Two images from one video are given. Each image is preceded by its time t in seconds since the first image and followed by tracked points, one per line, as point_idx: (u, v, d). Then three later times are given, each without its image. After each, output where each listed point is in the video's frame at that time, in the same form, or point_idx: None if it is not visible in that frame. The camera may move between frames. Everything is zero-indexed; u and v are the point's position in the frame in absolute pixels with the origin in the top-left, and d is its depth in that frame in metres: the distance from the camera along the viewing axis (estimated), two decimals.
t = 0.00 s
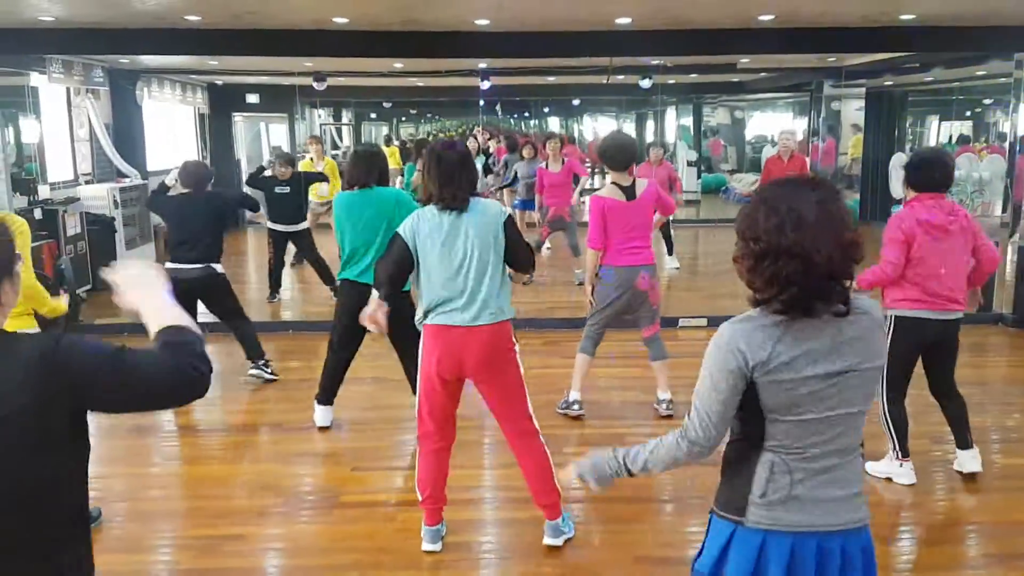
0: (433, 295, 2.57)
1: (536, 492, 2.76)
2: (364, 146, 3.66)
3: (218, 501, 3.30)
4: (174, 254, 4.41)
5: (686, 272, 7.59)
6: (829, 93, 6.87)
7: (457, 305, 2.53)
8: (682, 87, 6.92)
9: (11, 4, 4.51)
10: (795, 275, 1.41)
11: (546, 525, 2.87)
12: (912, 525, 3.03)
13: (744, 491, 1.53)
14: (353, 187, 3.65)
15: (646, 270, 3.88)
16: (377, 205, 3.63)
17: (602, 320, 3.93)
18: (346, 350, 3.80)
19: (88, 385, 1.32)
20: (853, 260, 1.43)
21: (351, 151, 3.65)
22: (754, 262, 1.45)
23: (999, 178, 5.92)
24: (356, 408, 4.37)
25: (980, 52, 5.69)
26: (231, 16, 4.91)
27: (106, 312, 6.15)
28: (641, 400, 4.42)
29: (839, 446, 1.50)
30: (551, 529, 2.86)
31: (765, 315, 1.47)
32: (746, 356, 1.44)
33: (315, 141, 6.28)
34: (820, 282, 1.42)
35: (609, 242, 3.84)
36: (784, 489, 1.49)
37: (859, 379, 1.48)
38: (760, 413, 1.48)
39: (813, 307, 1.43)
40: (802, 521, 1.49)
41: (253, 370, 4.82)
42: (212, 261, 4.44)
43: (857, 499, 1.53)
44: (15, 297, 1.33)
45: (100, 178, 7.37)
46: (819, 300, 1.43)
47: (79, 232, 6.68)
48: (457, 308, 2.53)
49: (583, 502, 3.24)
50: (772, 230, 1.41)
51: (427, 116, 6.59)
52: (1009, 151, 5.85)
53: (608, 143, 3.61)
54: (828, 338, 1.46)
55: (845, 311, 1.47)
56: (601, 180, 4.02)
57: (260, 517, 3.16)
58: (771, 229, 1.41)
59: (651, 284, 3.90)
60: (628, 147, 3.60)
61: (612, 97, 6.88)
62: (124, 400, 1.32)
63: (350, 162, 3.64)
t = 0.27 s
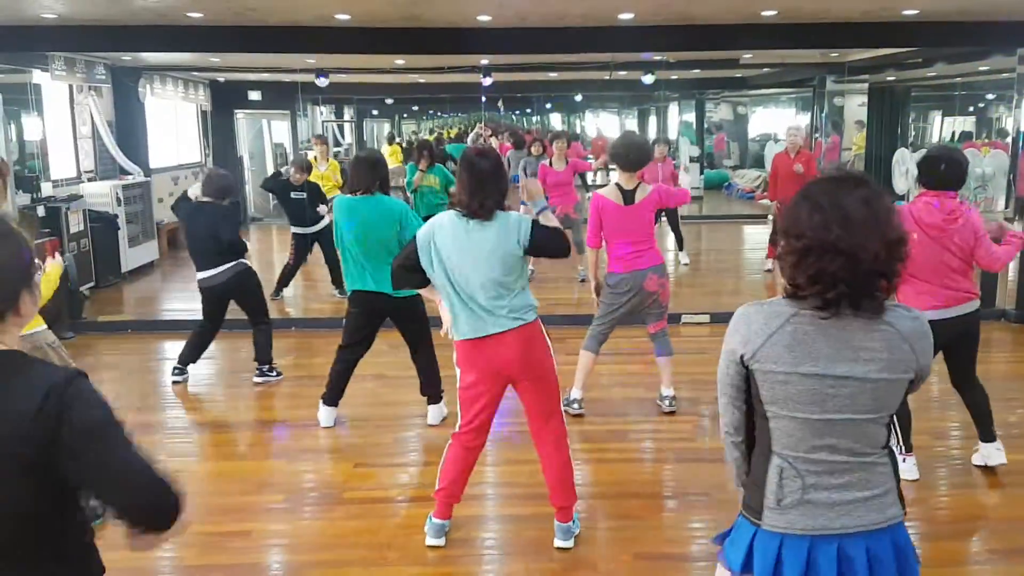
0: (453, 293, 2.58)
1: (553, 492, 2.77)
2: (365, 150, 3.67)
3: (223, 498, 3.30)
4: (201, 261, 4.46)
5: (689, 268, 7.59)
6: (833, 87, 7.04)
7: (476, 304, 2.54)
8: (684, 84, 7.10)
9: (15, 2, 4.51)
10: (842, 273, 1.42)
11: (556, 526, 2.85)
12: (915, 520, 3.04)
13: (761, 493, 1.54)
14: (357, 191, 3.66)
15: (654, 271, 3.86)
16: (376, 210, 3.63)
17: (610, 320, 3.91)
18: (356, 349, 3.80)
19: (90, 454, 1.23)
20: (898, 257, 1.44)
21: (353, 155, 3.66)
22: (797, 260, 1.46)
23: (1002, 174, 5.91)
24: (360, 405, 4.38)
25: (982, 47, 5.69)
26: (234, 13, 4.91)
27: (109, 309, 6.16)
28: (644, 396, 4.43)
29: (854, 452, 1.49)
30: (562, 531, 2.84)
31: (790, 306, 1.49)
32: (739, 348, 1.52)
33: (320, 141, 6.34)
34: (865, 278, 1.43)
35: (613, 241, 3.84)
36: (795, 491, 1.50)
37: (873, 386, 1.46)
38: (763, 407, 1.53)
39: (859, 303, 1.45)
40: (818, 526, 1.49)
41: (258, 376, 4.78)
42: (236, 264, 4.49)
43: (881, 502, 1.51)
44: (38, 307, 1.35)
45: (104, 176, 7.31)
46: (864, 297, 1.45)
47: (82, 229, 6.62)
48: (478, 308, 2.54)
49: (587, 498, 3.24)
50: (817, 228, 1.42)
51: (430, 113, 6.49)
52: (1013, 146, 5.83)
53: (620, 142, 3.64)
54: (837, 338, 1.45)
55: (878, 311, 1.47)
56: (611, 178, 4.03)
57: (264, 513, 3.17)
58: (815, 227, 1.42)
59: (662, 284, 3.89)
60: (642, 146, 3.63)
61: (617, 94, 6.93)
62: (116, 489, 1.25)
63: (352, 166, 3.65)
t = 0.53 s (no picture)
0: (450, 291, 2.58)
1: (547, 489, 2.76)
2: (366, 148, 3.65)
3: (224, 496, 3.31)
4: (194, 256, 4.45)
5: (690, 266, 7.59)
6: (834, 84, 6.91)
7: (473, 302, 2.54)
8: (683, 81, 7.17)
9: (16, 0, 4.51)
10: (831, 278, 1.41)
11: (557, 524, 2.85)
12: (916, 518, 3.04)
13: (744, 489, 1.55)
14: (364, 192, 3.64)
15: (636, 268, 3.87)
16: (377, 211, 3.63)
17: (597, 316, 3.92)
18: (342, 346, 3.83)
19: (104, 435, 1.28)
20: (886, 257, 1.44)
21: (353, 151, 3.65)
22: (784, 266, 1.45)
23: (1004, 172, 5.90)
24: (360, 403, 4.38)
25: (985, 43, 5.67)
26: (235, 11, 4.91)
27: (110, 308, 6.17)
28: (645, 394, 4.43)
29: (837, 447, 1.49)
30: (562, 527, 2.85)
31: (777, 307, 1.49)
32: (721, 347, 1.52)
33: (318, 138, 6.33)
34: (855, 282, 1.43)
35: (602, 236, 3.84)
36: (777, 487, 1.50)
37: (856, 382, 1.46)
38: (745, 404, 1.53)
39: (847, 307, 1.44)
40: (800, 519, 1.49)
41: (259, 374, 4.78)
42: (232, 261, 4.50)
43: (863, 498, 1.51)
44: (44, 293, 1.32)
45: (105, 173, 7.31)
46: (852, 300, 1.44)
47: (84, 227, 6.64)
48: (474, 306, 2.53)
49: (587, 496, 3.24)
50: (805, 232, 1.42)
51: (429, 110, 6.69)
52: (1016, 143, 5.80)
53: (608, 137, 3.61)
54: (824, 338, 1.45)
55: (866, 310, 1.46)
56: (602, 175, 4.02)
57: (266, 510, 3.18)
58: (801, 232, 1.42)
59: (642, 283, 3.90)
60: (628, 138, 3.59)
61: (617, 91, 6.91)
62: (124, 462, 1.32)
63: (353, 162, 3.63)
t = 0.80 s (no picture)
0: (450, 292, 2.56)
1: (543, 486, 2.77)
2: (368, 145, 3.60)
3: (227, 494, 3.31)
4: (194, 255, 4.44)
5: (693, 264, 7.58)
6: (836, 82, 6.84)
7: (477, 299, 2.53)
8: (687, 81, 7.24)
9: None
10: (798, 279, 1.40)
11: (558, 521, 2.86)
12: (918, 516, 3.04)
13: (721, 475, 1.58)
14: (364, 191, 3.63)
15: (635, 271, 3.87)
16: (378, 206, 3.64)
17: (597, 314, 3.96)
18: (346, 346, 3.85)
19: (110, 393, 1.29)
20: (849, 248, 1.42)
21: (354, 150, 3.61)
22: (748, 277, 1.45)
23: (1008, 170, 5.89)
24: (363, 401, 4.38)
25: (989, 42, 5.65)
26: (238, 9, 4.92)
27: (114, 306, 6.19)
28: (647, 393, 4.43)
29: (827, 451, 1.52)
30: (563, 525, 2.85)
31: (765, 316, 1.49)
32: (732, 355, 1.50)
33: (320, 139, 6.37)
34: (827, 279, 1.41)
35: (606, 236, 3.85)
36: (756, 480, 1.53)
37: (857, 388, 1.49)
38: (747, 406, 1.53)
39: (819, 306, 1.43)
40: (779, 518, 1.52)
41: (263, 371, 4.80)
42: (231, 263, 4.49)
43: (834, 507, 1.54)
44: (47, 296, 1.30)
45: (108, 172, 7.27)
46: (824, 299, 1.43)
47: (88, 226, 6.74)
48: (478, 301, 2.52)
49: (590, 494, 3.25)
50: (763, 239, 1.42)
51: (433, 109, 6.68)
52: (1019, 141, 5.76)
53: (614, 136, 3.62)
54: (829, 340, 1.46)
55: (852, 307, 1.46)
56: (609, 173, 4.02)
57: (269, 508, 3.18)
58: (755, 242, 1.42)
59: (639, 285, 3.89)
60: (632, 140, 3.59)
61: (621, 90, 6.83)
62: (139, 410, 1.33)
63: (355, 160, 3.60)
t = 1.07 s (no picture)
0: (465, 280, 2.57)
1: (558, 479, 2.78)
2: (376, 139, 3.59)
3: (235, 487, 3.32)
4: (211, 249, 4.47)
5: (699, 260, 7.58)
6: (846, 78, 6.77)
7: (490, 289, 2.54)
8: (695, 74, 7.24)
9: None
10: (819, 260, 1.40)
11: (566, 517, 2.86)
12: (925, 513, 3.04)
13: (752, 475, 1.57)
14: (365, 181, 3.64)
15: (659, 262, 3.88)
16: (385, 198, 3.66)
17: (616, 312, 3.95)
18: (360, 339, 3.83)
19: (106, 376, 1.25)
20: (876, 241, 1.43)
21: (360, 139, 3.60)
22: (773, 254, 1.45)
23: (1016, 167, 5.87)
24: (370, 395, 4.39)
25: (998, 38, 5.61)
26: (246, 4, 4.92)
27: (121, 301, 6.22)
28: (654, 388, 4.43)
29: (853, 435, 1.52)
30: (570, 521, 2.85)
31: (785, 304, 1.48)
32: (748, 348, 1.48)
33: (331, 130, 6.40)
34: (848, 266, 1.41)
35: (618, 231, 3.85)
36: (788, 475, 1.53)
37: (879, 371, 1.49)
38: (765, 400, 1.53)
39: (840, 287, 1.44)
40: (818, 506, 1.52)
41: (269, 367, 4.80)
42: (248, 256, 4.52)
43: (867, 489, 1.54)
44: (50, 285, 1.27)
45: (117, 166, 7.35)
46: (846, 281, 1.44)
47: (95, 220, 6.95)
48: (492, 292, 2.54)
49: (597, 489, 3.25)
50: (789, 220, 1.41)
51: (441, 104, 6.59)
52: None
53: (631, 129, 3.59)
54: (848, 328, 1.46)
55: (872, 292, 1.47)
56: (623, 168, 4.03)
57: (276, 502, 3.19)
58: (787, 219, 1.41)
59: (666, 275, 3.90)
60: (649, 134, 3.57)
61: (628, 85, 6.90)
62: (143, 377, 1.29)
63: (360, 151, 3.60)
